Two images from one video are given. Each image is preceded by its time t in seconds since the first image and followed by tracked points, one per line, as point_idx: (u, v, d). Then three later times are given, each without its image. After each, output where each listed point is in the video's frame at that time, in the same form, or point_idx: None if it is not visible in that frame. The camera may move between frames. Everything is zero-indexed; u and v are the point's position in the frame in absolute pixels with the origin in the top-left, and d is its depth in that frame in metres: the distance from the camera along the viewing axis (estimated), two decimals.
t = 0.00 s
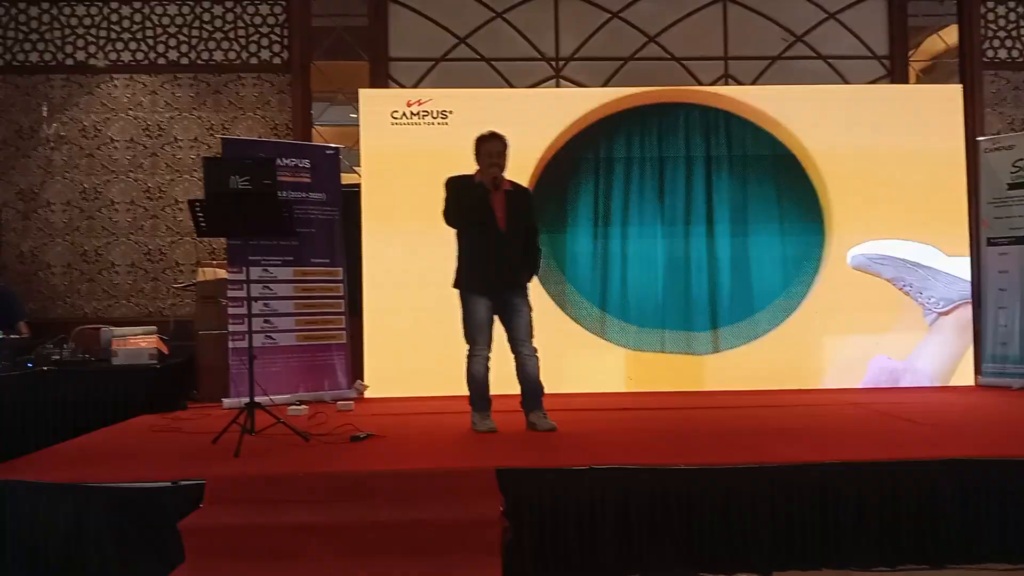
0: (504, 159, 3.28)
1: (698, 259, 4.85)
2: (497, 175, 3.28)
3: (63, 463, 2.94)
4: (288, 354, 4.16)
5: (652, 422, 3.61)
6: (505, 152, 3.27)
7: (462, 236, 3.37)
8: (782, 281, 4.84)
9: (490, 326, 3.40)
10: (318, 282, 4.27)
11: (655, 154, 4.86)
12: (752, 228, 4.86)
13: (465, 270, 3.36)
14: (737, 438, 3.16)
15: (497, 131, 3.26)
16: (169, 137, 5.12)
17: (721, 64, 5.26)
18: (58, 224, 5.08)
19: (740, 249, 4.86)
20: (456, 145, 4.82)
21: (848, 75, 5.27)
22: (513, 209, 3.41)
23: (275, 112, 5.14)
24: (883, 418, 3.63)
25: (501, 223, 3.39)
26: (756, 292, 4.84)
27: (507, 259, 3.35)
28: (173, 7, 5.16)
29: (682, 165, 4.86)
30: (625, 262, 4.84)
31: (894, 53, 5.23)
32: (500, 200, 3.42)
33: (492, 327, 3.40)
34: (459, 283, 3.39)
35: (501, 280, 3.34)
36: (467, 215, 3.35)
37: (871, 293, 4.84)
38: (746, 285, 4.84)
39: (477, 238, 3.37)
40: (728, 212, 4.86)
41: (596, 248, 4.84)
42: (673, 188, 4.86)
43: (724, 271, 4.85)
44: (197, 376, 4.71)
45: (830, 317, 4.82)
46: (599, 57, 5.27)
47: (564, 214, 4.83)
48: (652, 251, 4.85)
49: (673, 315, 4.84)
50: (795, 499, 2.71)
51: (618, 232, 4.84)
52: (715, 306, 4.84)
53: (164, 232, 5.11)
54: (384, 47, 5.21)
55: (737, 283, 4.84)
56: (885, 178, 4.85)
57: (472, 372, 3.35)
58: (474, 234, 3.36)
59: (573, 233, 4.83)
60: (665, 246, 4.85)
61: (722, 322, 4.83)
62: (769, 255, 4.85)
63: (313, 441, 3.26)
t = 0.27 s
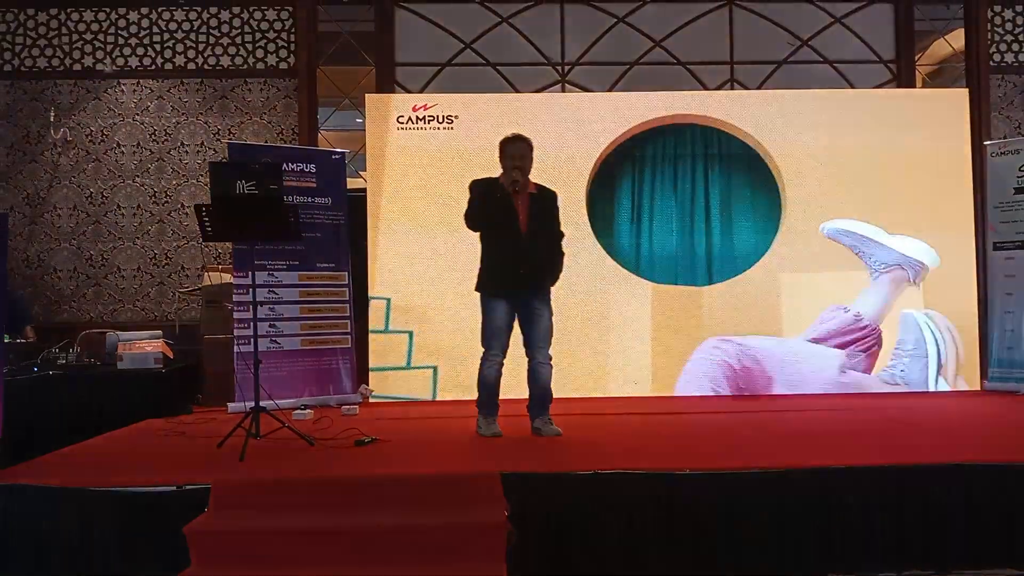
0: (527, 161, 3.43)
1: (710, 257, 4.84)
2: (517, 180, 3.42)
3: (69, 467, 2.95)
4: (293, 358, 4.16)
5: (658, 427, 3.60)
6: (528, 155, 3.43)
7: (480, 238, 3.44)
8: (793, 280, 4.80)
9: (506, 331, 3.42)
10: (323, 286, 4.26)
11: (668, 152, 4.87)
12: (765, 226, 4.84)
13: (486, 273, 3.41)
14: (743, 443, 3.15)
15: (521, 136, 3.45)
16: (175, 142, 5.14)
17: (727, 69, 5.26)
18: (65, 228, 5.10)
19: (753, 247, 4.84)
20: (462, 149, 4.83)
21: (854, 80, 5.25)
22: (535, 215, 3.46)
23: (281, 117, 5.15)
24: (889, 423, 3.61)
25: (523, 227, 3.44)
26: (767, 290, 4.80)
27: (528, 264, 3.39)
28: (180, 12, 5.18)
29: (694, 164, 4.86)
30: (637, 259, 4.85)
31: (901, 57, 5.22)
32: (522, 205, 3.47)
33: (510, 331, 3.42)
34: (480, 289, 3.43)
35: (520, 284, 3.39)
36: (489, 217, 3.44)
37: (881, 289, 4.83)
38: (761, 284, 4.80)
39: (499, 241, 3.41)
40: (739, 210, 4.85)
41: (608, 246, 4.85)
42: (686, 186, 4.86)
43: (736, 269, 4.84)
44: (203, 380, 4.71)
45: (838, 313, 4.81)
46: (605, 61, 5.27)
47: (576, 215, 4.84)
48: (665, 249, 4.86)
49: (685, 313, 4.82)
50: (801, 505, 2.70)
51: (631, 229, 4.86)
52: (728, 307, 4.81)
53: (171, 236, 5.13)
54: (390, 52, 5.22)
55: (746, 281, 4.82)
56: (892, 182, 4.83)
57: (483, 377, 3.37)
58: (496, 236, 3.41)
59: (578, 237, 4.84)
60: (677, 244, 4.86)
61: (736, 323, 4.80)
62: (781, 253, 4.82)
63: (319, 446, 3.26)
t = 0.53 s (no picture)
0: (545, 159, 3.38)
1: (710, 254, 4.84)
2: (533, 179, 3.37)
3: (71, 469, 2.95)
4: (295, 360, 4.16)
5: (659, 428, 3.59)
6: (545, 153, 3.38)
7: (498, 239, 3.43)
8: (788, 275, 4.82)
9: (519, 330, 3.39)
10: (324, 288, 4.26)
11: (668, 150, 4.87)
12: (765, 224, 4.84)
13: (500, 273, 3.38)
14: (745, 444, 3.14)
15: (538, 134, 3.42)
16: (177, 144, 5.14)
17: (728, 70, 5.26)
18: (68, 230, 5.11)
19: (753, 245, 4.84)
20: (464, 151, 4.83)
21: (856, 80, 5.25)
22: (552, 215, 3.43)
23: (283, 119, 5.16)
24: (891, 423, 3.60)
25: (539, 227, 3.42)
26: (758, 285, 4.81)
27: (542, 265, 3.36)
28: (182, 15, 5.18)
29: (694, 162, 4.87)
30: (638, 258, 4.83)
31: (903, 58, 5.22)
32: (540, 205, 3.44)
33: (523, 329, 3.40)
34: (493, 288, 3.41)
35: (535, 284, 3.36)
36: (507, 218, 3.42)
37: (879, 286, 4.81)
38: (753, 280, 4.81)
39: (515, 241, 3.40)
40: (740, 207, 4.85)
41: (609, 244, 4.84)
42: (687, 184, 4.86)
43: (737, 268, 4.83)
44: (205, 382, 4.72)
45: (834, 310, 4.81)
46: (606, 62, 5.28)
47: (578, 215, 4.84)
48: (666, 248, 4.84)
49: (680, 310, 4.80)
50: (803, 507, 2.70)
51: (631, 228, 4.85)
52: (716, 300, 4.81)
53: (173, 238, 5.13)
54: (392, 53, 5.21)
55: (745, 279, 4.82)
56: (893, 182, 4.84)
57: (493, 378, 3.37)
58: (512, 238, 3.40)
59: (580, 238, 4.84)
60: (678, 242, 4.84)
61: (738, 319, 4.78)
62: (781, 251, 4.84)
63: (320, 447, 3.26)
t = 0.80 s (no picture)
0: (550, 162, 3.42)
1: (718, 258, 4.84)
2: (537, 180, 3.40)
3: (70, 470, 2.94)
4: (294, 362, 4.17)
5: (658, 430, 3.59)
6: (551, 156, 3.42)
7: (502, 239, 3.43)
8: (796, 280, 4.82)
9: (523, 332, 3.38)
10: (323, 290, 4.26)
11: (667, 150, 4.87)
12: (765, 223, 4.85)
13: (503, 274, 3.36)
14: (744, 446, 3.15)
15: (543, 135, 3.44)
16: (176, 146, 5.14)
17: (726, 73, 5.27)
18: (67, 232, 5.11)
19: (754, 245, 4.85)
20: (463, 153, 4.83)
21: (854, 84, 5.26)
22: (557, 217, 3.45)
23: (282, 121, 5.16)
24: (890, 426, 3.61)
25: (543, 229, 3.43)
26: (768, 291, 4.81)
27: (544, 265, 3.36)
28: (181, 17, 5.19)
29: (694, 162, 4.87)
30: (637, 257, 4.84)
31: (901, 61, 5.22)
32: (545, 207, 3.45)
33: (528, 332, 3.39)
34: (497, 290, 3.40)
35: (538, 286, 3.35)
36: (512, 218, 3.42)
37: (887, 292, 4.82)
38: (769, 289, 4.80)
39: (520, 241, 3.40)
40: (741, 207, 4.86)
41: (607, 245, 4.85)
42: (686, 184, 4.87)
43: (736, 267, 4.84)
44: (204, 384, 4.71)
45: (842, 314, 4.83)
46: (606, 65, 5.28)
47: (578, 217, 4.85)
48: (664, 247, 4.85)
49: (685, 314, 4.81)
50: (802, 509, 2.70)
51: (629, 228, 4.85)
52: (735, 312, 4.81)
53: (172, 239, 5.13)
54: (391, 55, 5.21)
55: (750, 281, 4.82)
56: (892, 185, 4.84)
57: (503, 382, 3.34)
58: (517, 239, 3.40)
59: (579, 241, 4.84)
60: (677, 241, 4.85)
61: (746, 319, 4.79)
62: (784, 252, 4.84)
63: (318, 449, 3.26)
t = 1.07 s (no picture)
0: (552, 164, 3.38)
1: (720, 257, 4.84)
2: (540, 183, 3.37)
3: (73, 473, 2.95)
4: (297, 365, 4.17)
5: (661, 433, 3.59)
6: (552, 158, 3.38)
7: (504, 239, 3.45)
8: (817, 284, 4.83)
9: (526, 335, 3.38)
10: (326, 293, 4.27)
11: (668, 151, 4.88)
12: (769, 223, 4.85)
13: (506, 277, 3.37)
14: (746, 449, 3.15)
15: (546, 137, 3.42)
16: (179, 149, 5.15)
17: (728, 76, 5.27)
18: (70, 235, 5.12)
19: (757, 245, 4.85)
20: (465, 156, 4.84)
21: (856, 86, 5.26)
22: (560, 219, 3.44)
23: (285, 125, 5.17)
24: (893, 429, 3.60)
25: (545, 231, 3.44)
26: (772, 294, 4.82)
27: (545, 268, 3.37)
28: (184, 20, 5.20)
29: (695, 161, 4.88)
30: (638, 258, 4.84)
31: (903, 63, 5.22)
32: (547, 207, 3.47)
33: (531, 336, 3.38)
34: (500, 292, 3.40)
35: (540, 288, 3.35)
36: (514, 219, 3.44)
37: (889, 294, 4.81)
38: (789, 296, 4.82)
39: (522, 243, 3.41)
40: (743, 207, 4.86)
41: (609, 246, 4.85)
42: (686, 184, 4.87)
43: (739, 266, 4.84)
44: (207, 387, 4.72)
45: (845, 315, 4.82)
46: (607, 68, 5.29)
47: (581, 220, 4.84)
48: (666, 247, 4.85)
49: (688, 314, 4.81)
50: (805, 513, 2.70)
51: (631, 228, 4.86)
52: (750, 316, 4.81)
53: (175, 242, 5.14)
54: (393, 59, 5.23)
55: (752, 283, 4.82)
56: (894, 187, 4.84)
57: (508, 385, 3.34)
58: (520, 240, 3.42)
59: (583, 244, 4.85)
60: (679, 241, 4.85)
61: (763, 326, 4.82)
62: (785, 252, 4.85)
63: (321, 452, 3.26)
